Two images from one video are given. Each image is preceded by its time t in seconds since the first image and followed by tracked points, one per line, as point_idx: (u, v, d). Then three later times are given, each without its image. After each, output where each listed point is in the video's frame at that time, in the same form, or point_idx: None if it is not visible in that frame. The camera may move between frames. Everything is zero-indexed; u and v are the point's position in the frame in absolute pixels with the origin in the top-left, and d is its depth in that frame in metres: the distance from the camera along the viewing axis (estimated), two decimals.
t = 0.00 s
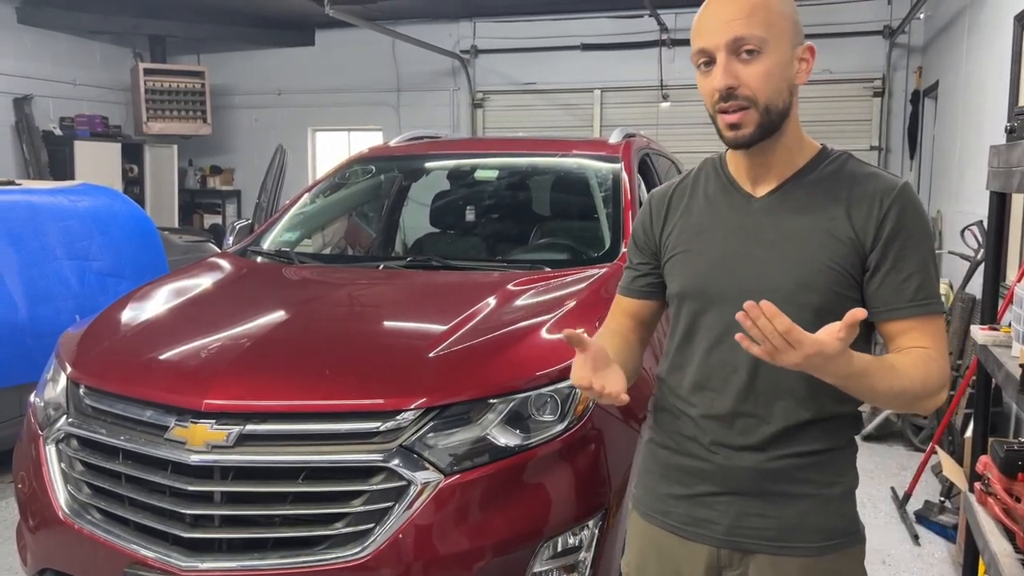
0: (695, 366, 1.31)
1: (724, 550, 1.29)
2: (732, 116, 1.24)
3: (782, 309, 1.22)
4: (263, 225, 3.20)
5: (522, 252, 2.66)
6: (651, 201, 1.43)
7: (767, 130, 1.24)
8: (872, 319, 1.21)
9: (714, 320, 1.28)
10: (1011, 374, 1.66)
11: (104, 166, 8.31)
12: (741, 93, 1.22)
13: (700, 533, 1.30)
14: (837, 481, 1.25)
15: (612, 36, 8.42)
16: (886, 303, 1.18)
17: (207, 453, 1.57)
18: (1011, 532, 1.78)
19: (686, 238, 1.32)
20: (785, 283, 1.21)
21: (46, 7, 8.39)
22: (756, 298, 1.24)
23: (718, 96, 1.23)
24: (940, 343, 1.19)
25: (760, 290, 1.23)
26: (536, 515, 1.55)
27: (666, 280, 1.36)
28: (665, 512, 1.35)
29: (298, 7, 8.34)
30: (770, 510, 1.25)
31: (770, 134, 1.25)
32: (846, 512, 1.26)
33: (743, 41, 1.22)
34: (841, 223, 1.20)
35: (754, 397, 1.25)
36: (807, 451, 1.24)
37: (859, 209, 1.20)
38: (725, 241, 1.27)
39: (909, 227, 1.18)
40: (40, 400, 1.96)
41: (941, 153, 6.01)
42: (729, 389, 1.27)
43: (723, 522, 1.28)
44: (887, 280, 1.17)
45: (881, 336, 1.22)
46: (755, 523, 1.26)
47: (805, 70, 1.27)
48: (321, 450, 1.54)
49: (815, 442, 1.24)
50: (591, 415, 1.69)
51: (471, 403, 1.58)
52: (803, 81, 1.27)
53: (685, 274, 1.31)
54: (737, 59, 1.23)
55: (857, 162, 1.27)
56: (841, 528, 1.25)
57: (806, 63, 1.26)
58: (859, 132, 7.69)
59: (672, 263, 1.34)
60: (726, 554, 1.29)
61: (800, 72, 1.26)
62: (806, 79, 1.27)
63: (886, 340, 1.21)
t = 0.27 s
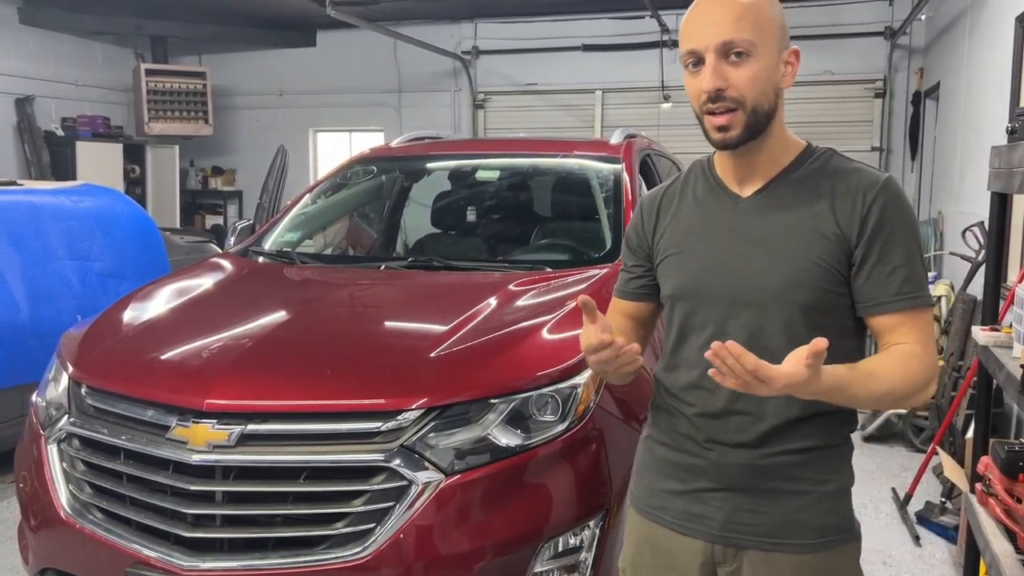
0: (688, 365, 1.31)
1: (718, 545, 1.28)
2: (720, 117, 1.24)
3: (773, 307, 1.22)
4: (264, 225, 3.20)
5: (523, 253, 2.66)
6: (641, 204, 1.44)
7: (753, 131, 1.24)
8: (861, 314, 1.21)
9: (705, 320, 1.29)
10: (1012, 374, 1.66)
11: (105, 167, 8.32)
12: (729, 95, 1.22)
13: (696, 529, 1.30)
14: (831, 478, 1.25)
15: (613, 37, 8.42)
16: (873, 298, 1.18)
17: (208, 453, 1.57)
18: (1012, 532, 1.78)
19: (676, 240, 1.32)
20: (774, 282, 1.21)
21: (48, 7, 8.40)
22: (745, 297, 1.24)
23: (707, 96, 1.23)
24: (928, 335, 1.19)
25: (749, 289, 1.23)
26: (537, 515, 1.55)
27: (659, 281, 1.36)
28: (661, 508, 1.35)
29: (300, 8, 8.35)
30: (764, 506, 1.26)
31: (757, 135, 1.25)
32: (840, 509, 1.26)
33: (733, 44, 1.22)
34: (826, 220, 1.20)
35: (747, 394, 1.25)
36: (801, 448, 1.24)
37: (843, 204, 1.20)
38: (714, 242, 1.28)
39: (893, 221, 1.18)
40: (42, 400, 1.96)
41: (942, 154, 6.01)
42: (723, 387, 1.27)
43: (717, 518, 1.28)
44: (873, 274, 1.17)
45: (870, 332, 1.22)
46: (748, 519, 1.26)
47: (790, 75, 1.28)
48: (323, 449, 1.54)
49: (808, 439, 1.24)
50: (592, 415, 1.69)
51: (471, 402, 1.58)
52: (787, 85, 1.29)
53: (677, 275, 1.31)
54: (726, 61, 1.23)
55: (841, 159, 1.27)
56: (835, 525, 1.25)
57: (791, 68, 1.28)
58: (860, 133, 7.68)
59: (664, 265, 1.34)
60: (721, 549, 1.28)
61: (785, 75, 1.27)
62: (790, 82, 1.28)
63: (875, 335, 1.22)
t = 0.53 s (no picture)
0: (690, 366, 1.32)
1: (722, 546, 1.29)
2: (717, 117, 1.24)
3: (771, 307, 1.22)
4: (265, 226, 3.21)
5: (525, 253, 2.66)
6: (638, 208, 1.44)
7: (750, 132, 1.24)
8: (859, 311, 1.21)
9: (703, 320, 1.28)
10: (1013, 375, 1.66)
11: (107, 167, 8.32)
12: (729, 95, 1.22)
13: (700, 530, 1.30)
14: (833, 478, 1.25)
15: (615, 38, 8.42)
16: (870, 294, 1.18)
17: (210, 453, 1.57)
18: (1013, 533, 1.78)
19: (674, 241, 1.33)
20: (772, 281, 1.22)
21: (51, 8, 8.42)
22: (743, 297, 1.24)
23: (707, 95, 1.23)
24: (925, 330, 1.18)
25: (747, 289, 1.23)
26: (538, 515, 1.55)
27: (658, 283, 1.36)
28: (664, 509, 1.35)
29: (302, 9, 8.37)
30: (766, 507, 1.26)
31: (753, 136, 1.25)
32: (842, 509, 1.26)
33: (737, 46, 1.22)
34: (823, 218, 1.21)
35: (748, 394, 1.25)
36: (803, 448, 1.24)
37: (839, 202, 1.21)
38: (711, 242, 1.28)
39: (887, 216, 1.18)
40: (43, 400, 1.96)
41: (944, 155, 6.01)
42: (725, 388, 1.27)
43: (720, 520, 1.28)
44: (868, 270, 1.18)
45: (868, 330, 1.22)
46: (752, 520, 1.26)
47: (789, 78, 1.29)
48: (325, 449, 1.55)
49: (811, 439, 1.24)
50: (593, 416, 1.69)
51: (472, 403, 1.58)
52: (785, 89, 1.29)
53: (674, 277, 1.31)
54: (728, 62, 1.23)
55: (837, 157, 1.27)
56: (838, 525, 1.25)
57: (791, 71, 1.28)
58: (862, 134, 7.68)
59: (662, 267, 1.34)
60: (724, 550, 1.29)
61: (784, 79, 1.27)
62: (788, 87, 1.29)
63: (872, 331, 1.21)
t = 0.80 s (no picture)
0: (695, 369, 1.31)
1: (727, 551, 1.28)
2: (720, 116, 1.24)
3: (777, 309, 1.22)
4: (267, 227, 3.21)
5: (526, 254, 2.66)
6: (638, 210, 1.44)
7: (754, 132, 1.24)
8: (866, 313, 1.21)
9: (708, 323, 1.28)
10: (1015, 377, 1.66)
11: (109, 169, 8.33)
12: (733, 94, 1.22)
13: (704, 534, 1.30)
14: (836, 480, 1.25)
15: (617, 39, 8.43)
16: (877, 295, 1.18)
17: (211, 453, 1.57)
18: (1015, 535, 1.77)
19: (677, 243, 1.32)
20: (777, 283, 1.22)
21: (53, 10, 8.44)
22: (748, 298, 1.24)
23: (711, 94, 1.23)
24: (932, 330, 1.19)
25: (752, 290, 1.23)
26: (539, 517, 1.55)
27: (660, 286, 1.36)
28: (667, 513, 1.35)
29: (303, 10, 8.37)
30: (771, 509, 1.25)
31: (757, 137, 1.25)
32: (847, 511, 1.26)
33: (742, 45, 1.22)
34: (828, 220, 1.21)
35: (754, 397, 1.25)
36: (807, 451, 1.24)
37: (844, 204, 1.21)
38: (715, 243, 1.27)
39: (893, 218, 1.19)
40: (44, 401, 1.97)
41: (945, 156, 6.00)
42: (730, 391, 1.27)
43: (725, 524, 1.28)
44: (876, 271, 1.18)
45: (873, 331, 1.22)
46: (756, 523, 1.26)
47: (792, 79, 1.29)
48: (326, 449, 1.55)
49: (815, 442, 1.25)
50: (595, 417, 1.69)
51: (473, 404, 1.58)
52: (788, 89, 1.29)
53: (678, 279, 1.31)
54: (733, 61, 1.23)
55: (839, 158, 1.28)
56: (842, 527, 1.25)
57: (793, 72, 1.28)
58: (863, 135, 7.67)
59: (664, 269, 1.34)
60: (730, 554, 1.28)
61: (788, 79, 1.27)
62: (790, 87, 1.29)
63: (877, 332, 1.22)
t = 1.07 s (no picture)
0: (696, 371, 1.31)
1: (730, 554, 1.28)
2: (722, 118, 1.24)
3: (778, 311, 1.22)
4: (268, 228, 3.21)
5: (527, 255, 2.65)
6: (635, 213, 1.43)
7: (756, 133, 1.24)
8: (866, 314, 1.21)
9: (709, 325, 1.28)
10: (1016, 379, 1.66)
11: (110, 170, 8.34)
12: (735, 97, 1.22)
13: (707, 537, 1.30)
14: (838, 482, 1.25)
15: (618, 40, 8.44)
16: (879, 296, 1.18)
17: (212, 454, 1.57)
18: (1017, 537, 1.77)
19: (676, 245, 1.32)
20: (778, 285, 1.21)
21: (55, 11, 8.46)
22: (749, 300, 1.24)
23: (713, 96, 1.23)
24: (932, 330, 1.19)
25: (752, 292, 1.23)
26: (540, 518, 1.55)
27: (659, 288, 1.36)
28: (669, 516, 1.35)
29: (306, 12, 8.39)
30: (774, 512, 1.25)
31: (758, 138, 1.25)
32: (850, 512, 1.26)
33: (744, 46, 1.22)
34: (829, 221, 1.20)
35: (756, 399, 1.25)
36: (810, 453, 1.24)
37: (845, 205, 1.21)
38: (715, 246, 1.27)
39: (893, 219, 1.19)
40: (46, 402, 1.97)
41: (947, 158, 6.00)
42: (732, 393, 1.27)
43: (728, 526, 1.28)
44: (877, 273, 1.18)
45: (874, 332, 1.22)
46: (759, 526, 1.26)
47: (792, 79, 1.29)
48: (327, 450, 1.55)
49: (818, 444, 1.24)
50: (596, 418, 1.69)
51: (474, 405, 1.58)
52: (788, 90, 1.29)
53: (678, 281, 1.31)
54: (735, 63, 1.23)
55: (839, 159, 1.28)
56: (845, 528, 1.25)
57: (793, 72, 1.28)
58: (865, 136, 7.67)
59: (664, 271, 1.34)
60: (732, 557, 1.28)
61: (788, 79, 1.27)
62: (790, 87, 1.29)
63: (878, 333, 1.22)
